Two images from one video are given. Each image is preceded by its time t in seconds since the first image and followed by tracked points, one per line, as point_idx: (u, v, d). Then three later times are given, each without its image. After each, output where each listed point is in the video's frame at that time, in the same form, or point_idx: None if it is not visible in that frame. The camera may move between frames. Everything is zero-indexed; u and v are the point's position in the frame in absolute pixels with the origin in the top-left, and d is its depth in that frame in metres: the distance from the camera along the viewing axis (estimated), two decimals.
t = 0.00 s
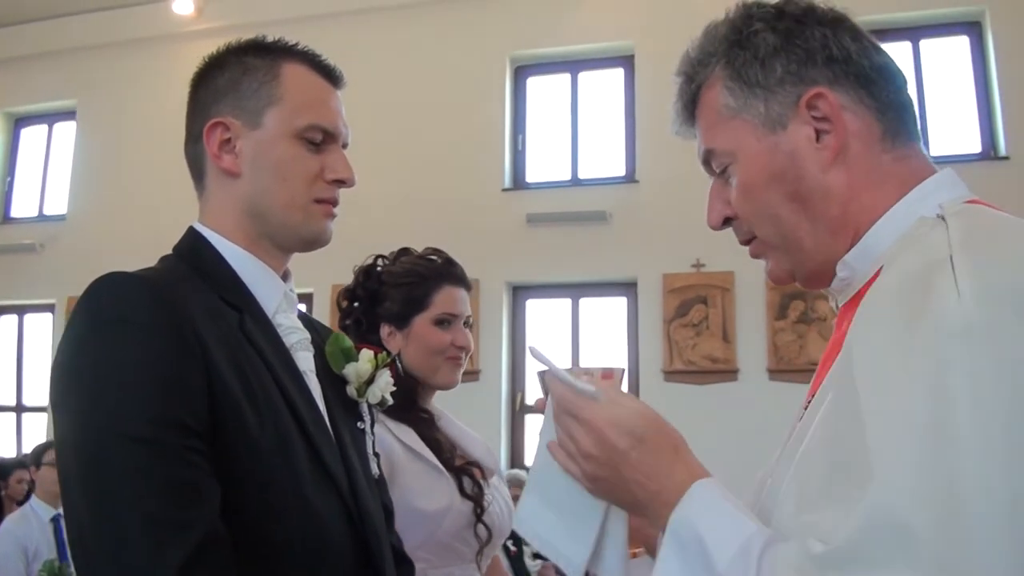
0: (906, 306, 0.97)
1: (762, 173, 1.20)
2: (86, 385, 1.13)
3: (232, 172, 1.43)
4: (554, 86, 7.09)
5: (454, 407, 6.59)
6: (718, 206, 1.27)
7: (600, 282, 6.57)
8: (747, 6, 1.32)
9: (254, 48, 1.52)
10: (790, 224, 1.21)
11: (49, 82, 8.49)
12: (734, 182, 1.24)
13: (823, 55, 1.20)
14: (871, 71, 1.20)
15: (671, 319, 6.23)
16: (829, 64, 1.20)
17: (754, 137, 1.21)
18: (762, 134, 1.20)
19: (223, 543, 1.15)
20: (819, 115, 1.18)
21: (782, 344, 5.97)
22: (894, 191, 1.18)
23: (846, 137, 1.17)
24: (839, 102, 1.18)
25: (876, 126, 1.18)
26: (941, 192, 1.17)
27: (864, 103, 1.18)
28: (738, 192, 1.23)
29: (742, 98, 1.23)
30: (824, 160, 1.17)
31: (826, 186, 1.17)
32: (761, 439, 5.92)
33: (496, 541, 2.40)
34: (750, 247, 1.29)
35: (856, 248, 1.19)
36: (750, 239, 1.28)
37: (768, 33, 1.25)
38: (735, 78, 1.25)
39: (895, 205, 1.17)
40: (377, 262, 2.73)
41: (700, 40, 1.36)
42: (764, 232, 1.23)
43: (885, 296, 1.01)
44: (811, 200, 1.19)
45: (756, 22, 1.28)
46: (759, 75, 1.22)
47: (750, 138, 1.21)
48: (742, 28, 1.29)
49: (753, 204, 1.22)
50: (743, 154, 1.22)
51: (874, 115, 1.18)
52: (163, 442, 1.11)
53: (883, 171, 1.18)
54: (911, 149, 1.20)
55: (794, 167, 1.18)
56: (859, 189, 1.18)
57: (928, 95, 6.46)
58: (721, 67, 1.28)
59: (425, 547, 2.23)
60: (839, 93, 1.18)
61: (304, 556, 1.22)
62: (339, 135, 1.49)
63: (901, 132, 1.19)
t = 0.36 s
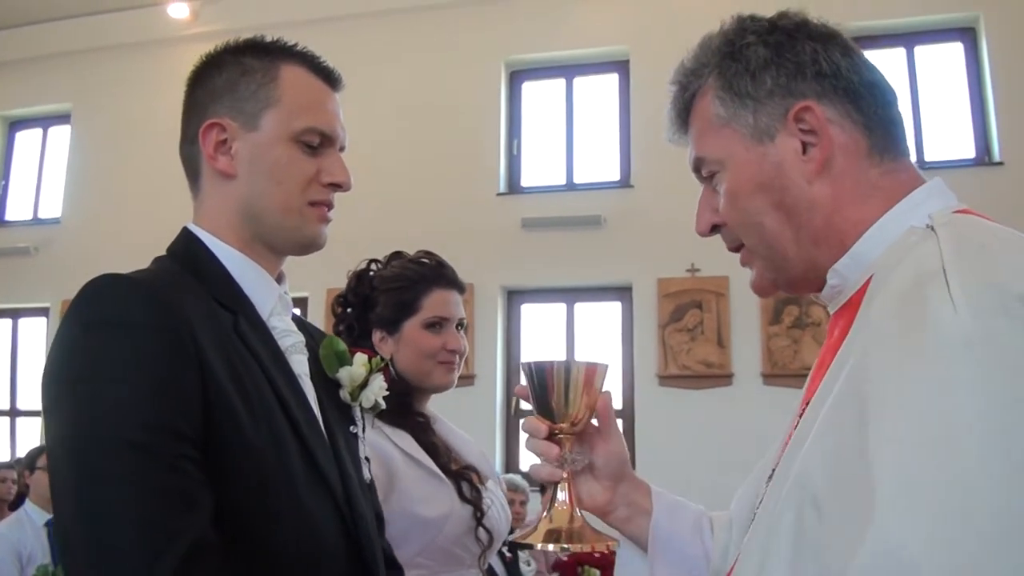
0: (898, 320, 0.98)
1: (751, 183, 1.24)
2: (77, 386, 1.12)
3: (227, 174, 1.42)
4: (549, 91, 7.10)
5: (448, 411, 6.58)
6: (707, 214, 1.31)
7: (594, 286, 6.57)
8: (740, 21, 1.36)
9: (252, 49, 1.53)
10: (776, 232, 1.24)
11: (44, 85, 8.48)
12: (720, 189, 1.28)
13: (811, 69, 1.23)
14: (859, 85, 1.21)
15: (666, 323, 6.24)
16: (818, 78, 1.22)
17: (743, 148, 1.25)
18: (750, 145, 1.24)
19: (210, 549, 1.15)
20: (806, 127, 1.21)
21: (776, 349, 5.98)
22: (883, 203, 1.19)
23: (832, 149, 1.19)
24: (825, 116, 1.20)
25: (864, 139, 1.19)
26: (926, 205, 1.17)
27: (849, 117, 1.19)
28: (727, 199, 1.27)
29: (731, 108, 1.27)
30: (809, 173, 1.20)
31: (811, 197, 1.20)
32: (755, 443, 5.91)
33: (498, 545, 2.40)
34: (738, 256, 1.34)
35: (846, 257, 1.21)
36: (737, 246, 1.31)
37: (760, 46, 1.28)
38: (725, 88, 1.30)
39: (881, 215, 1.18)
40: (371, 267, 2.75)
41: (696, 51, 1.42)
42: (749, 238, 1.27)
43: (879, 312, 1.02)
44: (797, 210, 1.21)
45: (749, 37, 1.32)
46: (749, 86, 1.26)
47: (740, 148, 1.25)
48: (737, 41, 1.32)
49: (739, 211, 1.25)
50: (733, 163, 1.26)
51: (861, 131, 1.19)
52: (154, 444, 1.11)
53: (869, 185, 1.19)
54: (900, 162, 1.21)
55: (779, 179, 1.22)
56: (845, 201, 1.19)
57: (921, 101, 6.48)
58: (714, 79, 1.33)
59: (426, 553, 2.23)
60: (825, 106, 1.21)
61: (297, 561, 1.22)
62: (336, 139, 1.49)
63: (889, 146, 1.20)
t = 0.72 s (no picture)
0: (884, 324, 1.10)
1: (765, 148, 1.35)
2: (51, 382, 1.12)
3: (224, 175, 1.43)
4: (548, 94, 7.10)
5: (445, 414, 6.57)
6: (720, 160, 1.44)
7: (592, 289, 6.56)
8: None
9: (255, 50, 1.53)
10: (777, 206, 1.35)
11: (41, 87, 8.47)
12: (739, 139, 1.39)
13: (870, 60, 1.31)
14: (909, 98, 1.29)
15: (664, 326, 6.25)
16: (872, 75, 1.30)
17: (779, 111, 1.35)
18: (787, 112, 1.34)
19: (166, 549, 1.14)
20: (842, 117, 1.30)
21: (775, 352, 5.99)
22: (889, 204, 1.28)
23: (860, 146, 1.28)
24: (865, 111, 1.29)
25: (890, 143, 1.28)
26: (934, 203, 1.26)
27: (886, 121, 1.28)
28: (741, 154, 1.37)
29: (784, 68, 1.36)
30: (829, 161, 1.29)
31: (824, 184, 1.30)
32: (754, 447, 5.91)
33: (494, 546, 2.40)
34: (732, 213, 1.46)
35: (847, 257, 1.32)
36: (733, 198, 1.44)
37: (834, 21, 1.35)
38: (787, 49, 1.37)
39: (888, 214, 1.28)
40: (369, 268, 2.75)
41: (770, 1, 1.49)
42: (747, 198, 1.39)
43: (862, 324, 1.14)
44: (804, 190, 1.32)
45: (827, 9, 1.38)
46: (810, 58, 1.34)
47: (774, 111, 1.35)
48: (812, 9, 1.39)
49: (752, 170, 1.36)
50: (759, 120, 1.36)
51: (893, 138, 1.28)
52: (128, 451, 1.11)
53: (887, 189, 1.28)
54: (927, 172, 1.29)
55: (800, 156, 1.32)
56: (854, 200, 1.29)
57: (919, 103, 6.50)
58: (779, 33, 1.40)
59: (422, 557, 2.23)
60: (867, 104, 1.29)
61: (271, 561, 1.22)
62: (334, 142, 1.49)
63: (919, 156, 1.28)
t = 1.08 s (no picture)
0: (892, 323, 1.10)
1: (783, 147, 1.36)
2: (41, 378, 1.11)
3: (212, 172, 1.43)
4: (548, 94, 7.11)
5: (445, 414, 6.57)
6: (733, 158, 1.46)
7: (592, 289, 6.57)
8: None
9: (241, 50, 1.53)
10: (794, 205, 1.37)
11: (41, 87, 8.49)
12: (757, 137, 1.41)
13: (887, 56, 1.33)
14: (928, 93, 1.33)
15: (663, 327, 6.25)
16: (890, 71, 1.32)
17: (797, 107, 1.36)
18: (802, 107, 1.36)
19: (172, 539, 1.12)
20: (862, 113, 1.32)
21: (774, 352, 5.99)
22: (904, 201, 1.31)
23: (880, 143, 1.31)
24: (885, 108, 1.32)
25: (910, 139, 1.31)
26: (946, 202, 1.28)
27: (905, 119, 1.31)
28: (757, 153, 1.39)
29: (802, 64, 1.37)
30: (849, 160, 1.32)
31: (845, 183, 1.32)
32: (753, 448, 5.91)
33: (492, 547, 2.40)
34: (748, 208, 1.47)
35: (859, 254, 1.33)
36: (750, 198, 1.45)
37: (851, 15, 1.36)
38: (803, 43, 1.39)
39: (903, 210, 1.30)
40: (368, 270, 2.76)
41: None
42: (763, 197, 1.40)
43: (872, 318, 1.15)
44: (824, 190, 1.34)
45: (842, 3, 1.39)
46: (829, 53, 1.36)
47: (792, 106, 1.37)
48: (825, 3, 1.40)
49: (771, 173, 1.37)
50: (778, 116, 1.38)
51: (912, 133, 1.31)
52: (120, 445, 1.08)
53: (904, 186, 1.31)
54: (942, 168, 1.32)
55: (819, 154, 1.34)
56: (871, 197, 1.31)
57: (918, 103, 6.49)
58: (794, 28, 1.42)
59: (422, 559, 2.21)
60: (888, 101, 1.32)
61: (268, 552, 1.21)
62: (320, 140, 1.49)
63: (935, 152, 1.31)
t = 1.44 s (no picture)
0: (899, 328, 1.09)
1: (787, 166, 1.35)
2: (41, 371, 1.09)
3: (199, 171, 1.43)
4: (547, 94, 7.11)
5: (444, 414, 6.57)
6: (733, 187, 1.41)
7: (592, 289, 6.56)
8: None
9: (226, 56, 1.54)
10: (804, 220, 1.35)
11: (39, 87, 8.50)
12: (755, 164, 1.38)
13: (870, 59, 1.33)
14: (914, 87, 1.33)
15: (663, 326, 6.25)
16: (875, 72, 1.33)
17: (790, 127, 1.35)
18: (795, 125, 1.34)
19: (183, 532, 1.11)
20: (857, 120, 1.32)
21: (773, 352, 5.99)
22: (908, 202, 1.31)
23: (880, 146, 1.31)
24: (879, 111, 1.32)
25: (905, 141, 1.31)
26: (950, 204, 1.29)
27: (899, 119, 1.31)
28: (758, 177, 1.37)
29: (784, 85, 1.37)
30: (852, 167, 1.31)
31: (850, 190, 1.32)
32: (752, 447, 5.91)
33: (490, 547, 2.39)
34: (757, 232, 1.43)
35: (864, 257, 1.34)
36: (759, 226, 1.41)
37: (825, 25, 1.37)
38: (782, 64, 1.38)
39: (908, 212, 1.30)
40: (368, 267, 2.76)
41: (747, 16, 1.50)
42: (778, 221, 1.37)
43: (878, 322, 1.14)
44: (834, 203, 1.33)
45: (814, 13, 1.40)
46: (808, 65, 1.36)
47: (786, 126, 1.35)
48: (798, 12, 1.41)
49: (777, 192, 1.35)
50: (773, 141, 1.36)
51: (907, 132, 1.31)
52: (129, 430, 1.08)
53: (906, 186, 1.32)
54: (935, 166, 1.33)
55: (823, 165, 1.33)
56: (877, 200, 1.32)
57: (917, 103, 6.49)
58: (770, 47, 1.42)
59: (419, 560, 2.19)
60: (880, 103, 1.32)
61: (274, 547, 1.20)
62: (305, 140, 1.50)
63: (927, 151, 1.33)
